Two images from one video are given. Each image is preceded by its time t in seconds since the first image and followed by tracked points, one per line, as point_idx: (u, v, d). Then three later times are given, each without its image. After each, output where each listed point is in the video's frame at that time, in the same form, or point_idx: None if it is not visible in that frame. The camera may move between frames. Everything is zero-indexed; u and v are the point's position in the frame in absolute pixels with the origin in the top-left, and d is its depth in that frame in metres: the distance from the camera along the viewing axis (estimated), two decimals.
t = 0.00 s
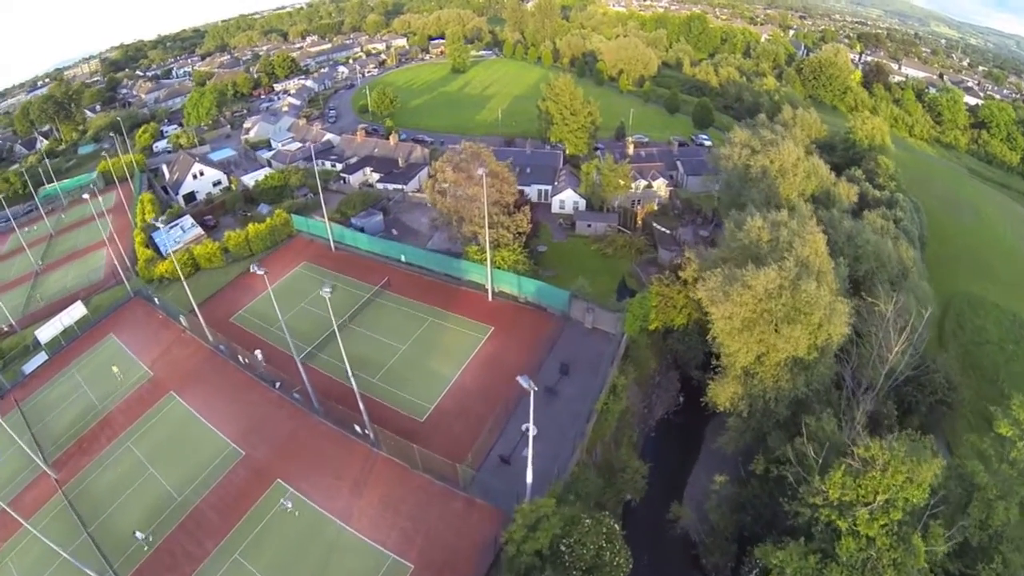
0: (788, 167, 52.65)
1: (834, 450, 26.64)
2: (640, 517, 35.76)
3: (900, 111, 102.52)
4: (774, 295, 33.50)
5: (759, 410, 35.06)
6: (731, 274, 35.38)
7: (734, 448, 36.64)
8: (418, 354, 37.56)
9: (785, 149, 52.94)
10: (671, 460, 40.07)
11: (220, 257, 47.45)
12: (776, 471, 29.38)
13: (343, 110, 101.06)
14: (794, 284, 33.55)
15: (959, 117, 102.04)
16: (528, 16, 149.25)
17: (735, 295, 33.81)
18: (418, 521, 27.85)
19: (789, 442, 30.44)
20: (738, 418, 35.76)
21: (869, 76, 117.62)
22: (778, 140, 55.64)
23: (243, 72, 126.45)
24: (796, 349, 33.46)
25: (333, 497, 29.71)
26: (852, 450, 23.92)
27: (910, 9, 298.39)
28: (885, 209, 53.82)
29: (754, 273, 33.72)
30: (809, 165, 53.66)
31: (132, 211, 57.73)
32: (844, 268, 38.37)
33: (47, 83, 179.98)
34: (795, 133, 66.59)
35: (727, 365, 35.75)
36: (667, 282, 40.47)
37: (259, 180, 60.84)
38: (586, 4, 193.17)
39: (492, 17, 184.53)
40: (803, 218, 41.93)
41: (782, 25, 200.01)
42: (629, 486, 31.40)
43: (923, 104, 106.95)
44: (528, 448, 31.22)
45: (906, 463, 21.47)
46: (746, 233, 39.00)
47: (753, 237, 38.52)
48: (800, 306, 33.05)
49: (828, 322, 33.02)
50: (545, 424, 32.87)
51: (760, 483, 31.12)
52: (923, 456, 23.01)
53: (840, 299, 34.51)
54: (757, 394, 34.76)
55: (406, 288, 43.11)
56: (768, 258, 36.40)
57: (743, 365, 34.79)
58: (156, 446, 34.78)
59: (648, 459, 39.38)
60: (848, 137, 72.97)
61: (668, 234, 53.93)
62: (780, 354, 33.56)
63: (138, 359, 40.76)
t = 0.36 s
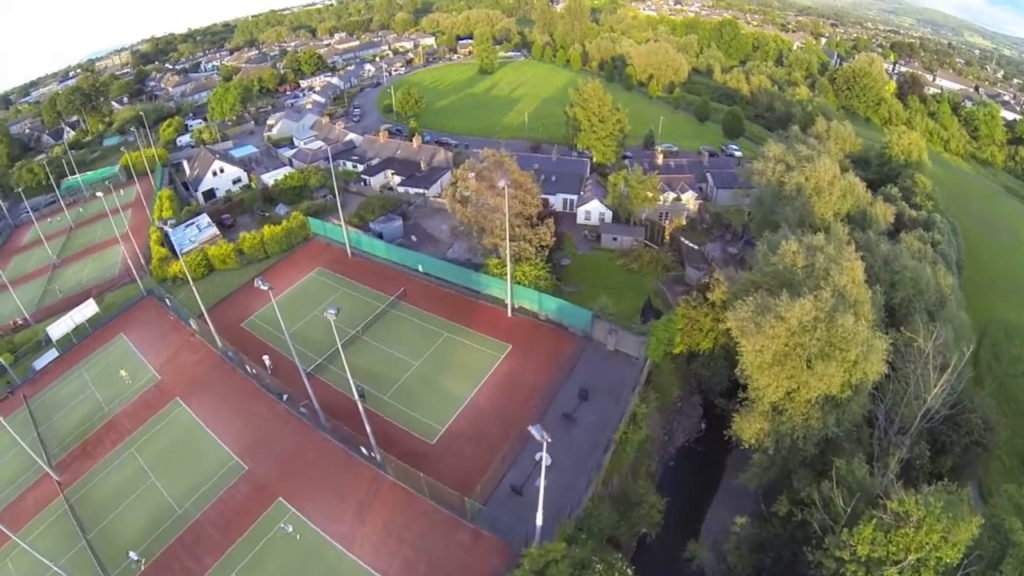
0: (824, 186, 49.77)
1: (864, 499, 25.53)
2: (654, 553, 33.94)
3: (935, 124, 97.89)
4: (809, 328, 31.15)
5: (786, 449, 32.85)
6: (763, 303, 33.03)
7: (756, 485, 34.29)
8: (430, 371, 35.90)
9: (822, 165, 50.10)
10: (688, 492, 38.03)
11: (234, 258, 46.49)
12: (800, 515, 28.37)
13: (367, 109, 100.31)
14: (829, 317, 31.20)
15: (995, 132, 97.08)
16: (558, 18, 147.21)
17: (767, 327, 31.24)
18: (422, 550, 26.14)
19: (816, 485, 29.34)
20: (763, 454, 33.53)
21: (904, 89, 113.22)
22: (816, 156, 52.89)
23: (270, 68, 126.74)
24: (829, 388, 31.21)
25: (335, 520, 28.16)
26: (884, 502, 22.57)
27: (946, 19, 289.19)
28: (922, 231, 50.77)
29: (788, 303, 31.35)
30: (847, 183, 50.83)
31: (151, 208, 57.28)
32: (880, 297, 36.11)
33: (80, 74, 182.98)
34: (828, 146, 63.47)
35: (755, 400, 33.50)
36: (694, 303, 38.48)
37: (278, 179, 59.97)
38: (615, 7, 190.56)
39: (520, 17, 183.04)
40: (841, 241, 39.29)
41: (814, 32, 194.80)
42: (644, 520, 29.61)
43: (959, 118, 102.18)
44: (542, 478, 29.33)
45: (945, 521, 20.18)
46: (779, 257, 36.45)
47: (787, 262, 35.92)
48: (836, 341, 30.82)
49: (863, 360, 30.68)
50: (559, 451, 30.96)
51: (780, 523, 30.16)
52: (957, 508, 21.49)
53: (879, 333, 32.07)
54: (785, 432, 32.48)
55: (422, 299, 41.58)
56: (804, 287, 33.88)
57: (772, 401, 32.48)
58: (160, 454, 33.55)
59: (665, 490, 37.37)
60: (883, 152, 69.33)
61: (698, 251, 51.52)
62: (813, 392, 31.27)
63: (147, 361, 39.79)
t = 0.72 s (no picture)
0: (858, 208, 47.28)
1: (891, 554, 25.10)
2: None
3: (971, 141, 93.98)
4: (842, 366, 28.79)
5: (809, 492, 30.87)
6: (793, 335, 30.68)
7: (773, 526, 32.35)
8: (439, 388, 34.39)
9: (858, 185, 47.49)
10: (704, 526, 35.87)
11: (246, 260, 45.63)
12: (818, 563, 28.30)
13: (390, 108, 99.52)
14: (864, 355, 28.90)
15: None
16: (586, 20, 145.12)
17: (797, 364, 28.93)
18: None
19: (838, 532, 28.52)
20: (784, 495, 31.46)
21: (937, 104, 108.27)
22: (855, 174, 50.26)
23: (295, 63, 126.79)
24: (861, 431, 28.92)
25: (335, 545, 26.66)
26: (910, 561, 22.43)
27: (984, 31, 279.98)
28: (957, 255, 47.82)
29: (820, 339, 28.96)
30: (885, 205, 48.18)
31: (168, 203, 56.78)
32: (915, 331, 33.73)
33: (111, 63, 185.50)
34: (860, 162, 60.48)
35: (778, 437, 31.35)
36: (720, 328, 35.30)
37: (296, 178, 59.11)
38: (644, 10, 187.66)
39: (548, 18, 181.38)
40: (877, 269, 37.01)
41: (846, 41, 189.84)
42: (657, 560, 27.94)
43: (996, 134, 98.11)
44: (550, 512, 27.61)
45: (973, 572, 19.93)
46: (813, 285, 34.21)
47: (821, 291, 33.68)
48: (870, 381, 28.37)
49: (899, 404, 28.23)
50: (570, 483, 29.18)
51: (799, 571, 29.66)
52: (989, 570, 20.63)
53: (917, 374, 29.53)
54: (809, 474, 30.33)
55: (436, 311, 40.15)
56: (839, 320, 31.45)
57: (797, 441, 30.28)
58: (160, 462, 32.46)
59: (681, 524, 34.99)
60: (917, 169, 65.24)
61: (725, 269, 49.22)
62: (842, 435, 29.02)
63: (154, 362, 38.91)
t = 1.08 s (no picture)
0: (889, 227, 44.62)
1: None
2: None
3: (1001, 154, 90.61)
4: (872, 407, 26.80)
5: (829, 533, 29.12)
6: (820, 370, 28.67)
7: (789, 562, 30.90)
8: (445, 408, 33.04)
9: (889, 204, 44.79)
10: (715, 558, 34.23)
11: (253, 263, 44.74)
12: None
13: (408, 107, 98.49)
14: (896, 395, 26.85)
15: None
16: (608, 22, 142.87)
17: (823, 402, 26.95)
18: None
19: None
20: (800, 533, 29.83)
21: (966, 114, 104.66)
22: (887, 191, 47.87)
23: (314, 59, 126.46)
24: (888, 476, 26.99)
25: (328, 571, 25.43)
26: None
27: (1013, 38, 271.78)
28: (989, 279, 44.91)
29: (850, 376, 26.94)
30: (917, 224, 45.57)
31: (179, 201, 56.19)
32: (947, 363, 31.54)
33: (134, 57, 187.34)
34: (889, 176, 57.80)
35: (798, 475, 29.51)
36: (741, 352, 33.28)
37: (308, 179, 58.19)
38: (667, 13, 184.82)
39: (570, 19, 179.41)
40: (909, 296, 34.69)
41: (870, 47, 185.38)
42: None
43: None
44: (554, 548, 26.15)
45: None
46: (842, 312, 32.07)
47: (851, 321, 31.51)
48: (900, 424, 26.41)
49: (931, 450, 26.23)
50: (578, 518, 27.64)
51: None
52: None
53: (950, 415, 27.43)
54: (829, 517, 28.51)
55: (446, 323, 38.80)
56: (868, 355, 29.28)
57: (818, 481, 28.41)
58: (157, 473, 31.45)
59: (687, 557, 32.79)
60: (947, 185, 61.68)
61: (746, 286, 47.09)
62: (869, 480, 27.07)
63: (156, 367, 38.04)
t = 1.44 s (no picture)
0: (926, 252, 42.03)
1: None
2: None
3: None
4: (906, 455, 24.57)
5: None
6: (851, 412, 26.40)
7: None
8: (453, 427, 31.66)
9: (927, 227, 42.39)
10: None
11: (265, 265, 43.91)
12: None
13: (431, 106, 97.36)
14: (933, 444, 24.59)
15: None
16: (637, 24, 140.16)
17: (854, 449, 24.75)
18: None
19: None
20: None
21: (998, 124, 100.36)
22: (927, 213, 45.16)
23: (340, 55, 126.12)
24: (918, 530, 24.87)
25: None
26: None
27: None
28: None
29: (883, 421, 24.75)
30: (955, 248, 42.73)
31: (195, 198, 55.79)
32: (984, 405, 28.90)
33: (163, 48, 189.51)
34: (923, 193, 54.78)
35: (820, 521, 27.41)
36: (765, 381, 31.39)
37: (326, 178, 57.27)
38: (697, 16, 181.24)
39: (598, 20, 176.80)
40: (948, 331, 31.83)
41: (902, 56, 179.78)
42: None
43: None
44: None
45: None
46: (876, 347, 29.17)
47: (887, 360, 28.61)
48: (935, 477, 24.18)
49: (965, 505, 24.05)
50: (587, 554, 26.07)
51: None
52: None
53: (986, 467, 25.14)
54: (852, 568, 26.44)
55: (459, 337, 37.45)
56: (904, 397, 26.80)
57: (841, 530, 26.35)
58: (156, 481, 30.44)
59: None
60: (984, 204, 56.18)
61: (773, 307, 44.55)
62: (898, 534, 24.94)
63: (161, 369, 37.30)
